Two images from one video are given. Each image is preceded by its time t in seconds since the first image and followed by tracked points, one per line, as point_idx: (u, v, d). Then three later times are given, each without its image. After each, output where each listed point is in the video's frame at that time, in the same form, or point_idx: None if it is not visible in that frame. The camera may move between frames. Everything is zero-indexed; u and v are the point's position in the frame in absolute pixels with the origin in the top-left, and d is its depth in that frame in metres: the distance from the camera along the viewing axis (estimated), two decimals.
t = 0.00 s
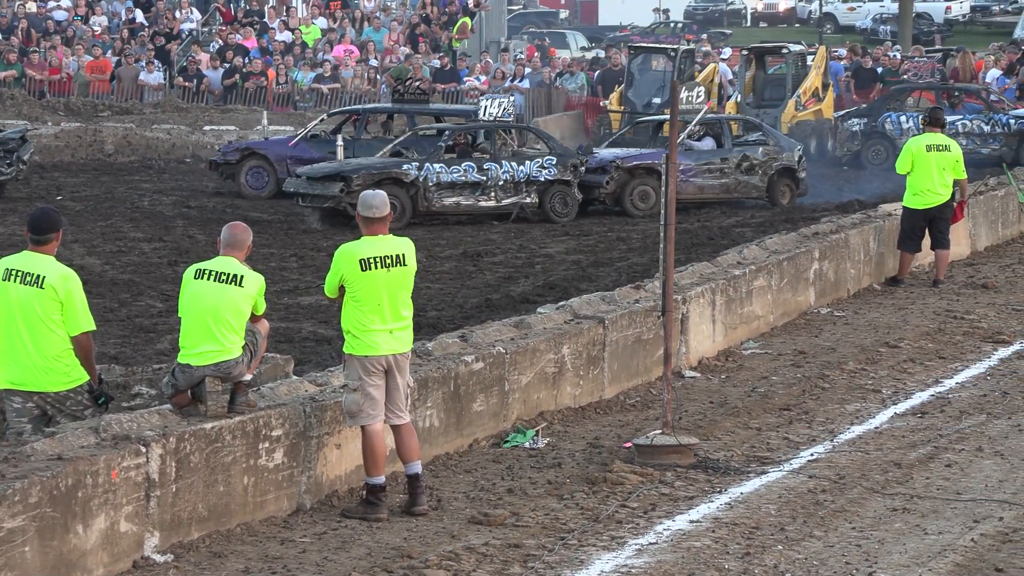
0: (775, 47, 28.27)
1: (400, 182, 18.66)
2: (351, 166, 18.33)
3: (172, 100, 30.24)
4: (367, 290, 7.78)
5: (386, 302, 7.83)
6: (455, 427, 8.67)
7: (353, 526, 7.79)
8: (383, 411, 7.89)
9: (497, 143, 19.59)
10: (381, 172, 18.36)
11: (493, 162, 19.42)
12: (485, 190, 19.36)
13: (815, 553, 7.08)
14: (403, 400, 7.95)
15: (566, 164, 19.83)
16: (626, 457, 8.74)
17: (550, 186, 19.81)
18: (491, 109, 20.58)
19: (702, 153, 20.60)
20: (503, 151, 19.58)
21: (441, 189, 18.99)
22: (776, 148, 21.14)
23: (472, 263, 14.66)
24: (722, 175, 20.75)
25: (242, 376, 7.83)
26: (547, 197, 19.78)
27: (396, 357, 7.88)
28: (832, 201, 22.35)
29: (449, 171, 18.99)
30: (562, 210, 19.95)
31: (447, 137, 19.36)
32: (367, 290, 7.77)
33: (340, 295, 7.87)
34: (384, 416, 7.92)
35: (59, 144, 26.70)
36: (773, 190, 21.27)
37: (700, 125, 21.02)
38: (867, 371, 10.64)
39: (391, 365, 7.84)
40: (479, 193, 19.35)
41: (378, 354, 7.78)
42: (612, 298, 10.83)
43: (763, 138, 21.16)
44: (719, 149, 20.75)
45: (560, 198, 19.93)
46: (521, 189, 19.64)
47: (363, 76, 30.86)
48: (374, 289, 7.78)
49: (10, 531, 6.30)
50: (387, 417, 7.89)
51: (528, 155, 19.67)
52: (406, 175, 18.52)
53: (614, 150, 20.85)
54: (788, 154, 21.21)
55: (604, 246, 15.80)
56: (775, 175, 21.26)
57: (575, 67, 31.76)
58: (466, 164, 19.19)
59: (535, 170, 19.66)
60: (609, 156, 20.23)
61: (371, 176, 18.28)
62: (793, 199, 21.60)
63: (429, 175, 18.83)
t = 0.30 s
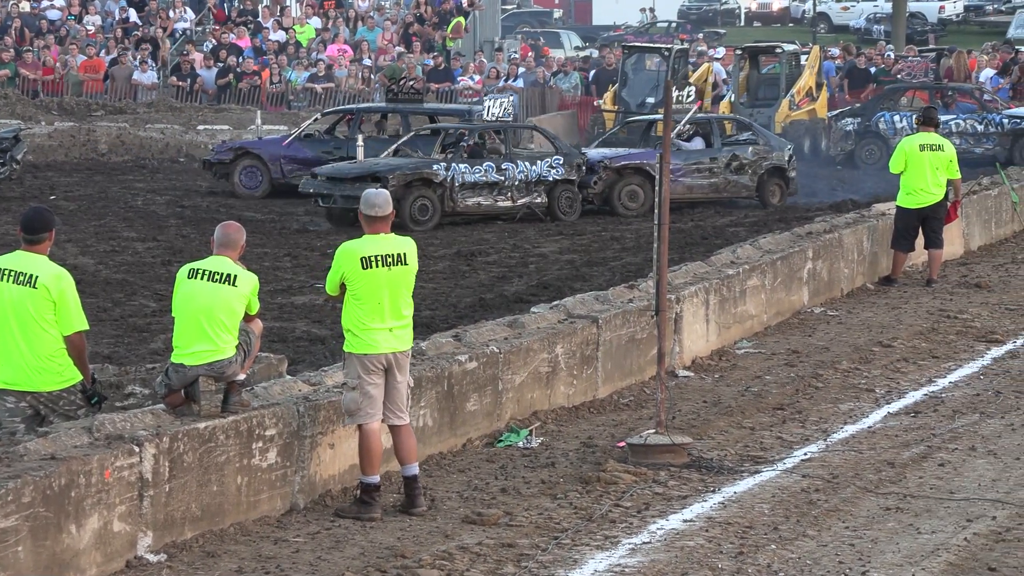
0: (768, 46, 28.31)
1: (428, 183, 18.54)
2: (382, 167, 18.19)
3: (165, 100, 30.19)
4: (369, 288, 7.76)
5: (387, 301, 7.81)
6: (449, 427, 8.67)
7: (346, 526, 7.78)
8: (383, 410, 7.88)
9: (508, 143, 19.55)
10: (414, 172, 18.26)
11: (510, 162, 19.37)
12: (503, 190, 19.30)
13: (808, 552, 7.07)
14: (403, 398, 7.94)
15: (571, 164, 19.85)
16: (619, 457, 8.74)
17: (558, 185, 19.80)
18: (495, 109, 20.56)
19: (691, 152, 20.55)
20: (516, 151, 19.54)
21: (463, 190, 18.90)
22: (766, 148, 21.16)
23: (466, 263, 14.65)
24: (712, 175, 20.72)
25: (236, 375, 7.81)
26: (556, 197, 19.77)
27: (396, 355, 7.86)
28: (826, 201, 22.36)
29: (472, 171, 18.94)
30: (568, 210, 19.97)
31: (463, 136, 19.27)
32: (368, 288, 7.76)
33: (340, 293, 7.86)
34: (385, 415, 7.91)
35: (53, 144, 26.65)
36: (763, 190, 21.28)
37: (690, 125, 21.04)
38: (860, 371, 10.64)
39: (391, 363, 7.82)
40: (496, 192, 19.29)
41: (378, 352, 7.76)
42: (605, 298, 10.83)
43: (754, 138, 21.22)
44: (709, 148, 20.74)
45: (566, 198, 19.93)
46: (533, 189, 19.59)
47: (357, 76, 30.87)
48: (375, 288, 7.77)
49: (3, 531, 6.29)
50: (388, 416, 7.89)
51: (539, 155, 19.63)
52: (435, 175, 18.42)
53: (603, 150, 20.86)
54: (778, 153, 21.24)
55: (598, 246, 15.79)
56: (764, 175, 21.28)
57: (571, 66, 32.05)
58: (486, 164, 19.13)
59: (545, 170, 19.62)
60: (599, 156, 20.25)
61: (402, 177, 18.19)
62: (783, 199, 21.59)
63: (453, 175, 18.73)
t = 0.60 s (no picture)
0: (762, 46, 28.32)
1: (429, 182, 18.53)
2: (384, 166, 18.20)
3: (159, 100, 30.16)
4: (374, 285, 7.75)
5: (393, 299, 7.79)
6: (444, 427, 8.67)
7: (340, 526, 7.77)
8: (390, 407, 7.90)
9: (503, 142, 19.55)
10: (415, 172, 18.27)
11: (506, 162, 19.37)
12: (499, 190, 19.30)
13: (802, 552, 7.07)
14: (412, 395, 7.94)
15: (564, 163, 19.87)
16: (613, 457, 8.74)
17: (552, 185, 19.81)
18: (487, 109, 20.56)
19: (679, 152, 20.58)
20: (510, 151, 19.54)
21: (462, 190, 18.88)
22: (753, 148, 21.17)
23: (461, 263, 14.65)
24: (700, 174, 20.73)
25: (230, 375, 7.80)
26: (550, 197, 19.79)
27: (401, 353, 7.84)
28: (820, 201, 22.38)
29: (470, 171, 18.94)
30: (562, 209, 19.99)
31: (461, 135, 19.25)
32: (374, 286, 7.75)
33: (346, 289, 7.86)
34: (390, 412, 7.92)
35: (47, 143, 26.61)
36: (752, 190, 21.26)
37: (678, 125, 21.06)
38: (854, 371, 10.65)
39: (396, 361, 7.81)
40: (493, 192, 19.28)
41: (382, 351, 7.75)
42: (599, 297, 10.83)
43: (741, 138, 21.23)
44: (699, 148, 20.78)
45: (560, 197, 19.96)
46: (528, 188, 19.60)
47: (351, 76, 30.87)
48: (380, 285, 7.75)
49: None
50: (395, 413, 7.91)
51: (534, 154, 19.64)
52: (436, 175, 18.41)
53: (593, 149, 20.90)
54: (766, 153, 21.24)
55: (592, 245, 15.79)
56: (752, 174, 21.27)
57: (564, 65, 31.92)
58: (483, 164, 19.14)
59: (540, 170, 19.62)
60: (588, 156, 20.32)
61: (404, 177, 18.18)
62: (771, 198, 21.53)
63: (453, 175, 18.71)
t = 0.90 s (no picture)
0: (763, 46, 28.23)
1: (428, 182, 18.52)
2: (383, 165, 18.21)
3: (159, 100, 30.17)
4: (386, 287, 7.75)
5: (404, 300, 7.78)
6: (444, 427, 8.66)
7: (341, 526, 7.77)
8: (396, 406, 7.90)
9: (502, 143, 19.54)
10: (413, 171, 18.27)
11: (505, 162, 19.36)
12: (498, 190, 19.28)
13: (803, 553, 7.07)
14: (422, 395, 7.95)
15: (563, 163, 19.85)
16: (614, 457, 8.75)
17: (551, 186, 19.80)
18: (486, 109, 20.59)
19: (678, 152, 20.57)
20: (510, 152, 19.55)
21: (461, 189, 18.88)
22: (751, 148, 21.19)
23: (461, 263, 14.64)
24: (699, 174, 20.72)
25: (231, 376, 7.80)
26: (549, 197, 19.78)
27: (413, 353, 7.85)
28: (820, 201, 22.38)
29: (469, 171, 18.92)
30: (561, 210, 19.98)
31: (461, 136, 19.27)
32: (385, 287, 7.74)
33: (359, 291, 7.86)
34: (398, 412, 7.93)
35: (47, 144, 26.61)
36: (750, 190, 21.27)
37: (676, 125, 21.04)
38: (855, 370, 10.65)
39: (407, 362, 7.82)
40: (492, 192, 19.27)
41: (394, 352, 7.75)
42: (600, 297, 10.84)
43: (739, 138, 21.23)
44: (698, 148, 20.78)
45: (559, 198, 19.95)
46: (527, 188, 19.58)
47: (351, 76, 30.88)
48: (393, 287, 7.75)
49: None
50: (403, 412, 7.90)
51: (533, 154, 19.63)
52: (434, 175, 18.41)
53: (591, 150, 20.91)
54: (764, 153, 21.26)
55: (593, 246, 15.79)
56: (751, 174, 21.29)
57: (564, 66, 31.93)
58: (482, 164, 19.11)
59: (539, 170, 19.60)
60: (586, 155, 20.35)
61: (403, 177, 18.17)
62: (769, 198, 21.58)
63: (451, 174, 18.71)
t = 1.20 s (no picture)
0: (764, 47, 28.19)
1: (428, 182, 18.52)
2: (384, 166, 18.23)
3: (160, 101, 30.17)
4: (391, 289, 7.75)
5: (409, 302, 7.78)
6: (445, 428, 8.67)
7: (342, 527, 7.76)
8: (400, 406, 7.89)
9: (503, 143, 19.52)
10: (414, 172, 18.28)
11: (506, 163, 19.35)
12: (499, 190, 19.27)
13: (804, 553, 7.07)
14: (426, 395, 7.94)
15: (564, 164, 19.82)
16: (615, 457, 8.75)
17: (552, 187, 19.78)
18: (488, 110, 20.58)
19: (679, 153, 20.58)
20: (511, 152, 19.54)
21: (462, 190, 18.88)
22: (752, 149, 21.19)
23: (462, 264, 14.64)
24: (700, 175, 20.72)
25: (233, 377, 7.80)
26: (550, 197, 19.76)
27: (418, 354, 7.84)
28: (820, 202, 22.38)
29: (470, 171, 18.92)
30: (563, 210, 19.96)
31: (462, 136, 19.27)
32: (390, 289, 7.74)
33: (364, 292, 7.87)
34: (402, 412, 7.92)
35: (48, 144, 26.61)
36: (751, 191, 21.28)
37: (677, 125, 21.02)
38: (856, 371, 10.65)
39: (412, 362, 7.81)
40: (493, 193, 19.27)
41: (398, 353, 7.75)
42: (601, 298, 10.84)
43: (740, 139, 21.23)
44: (699, 149, 20.77)
45: (560, 199, 19.93)
46: (528, 189, 19.57)
47: (352, 77, 30.88)
48: (398, 288, 7.75)
49: None
50: (406, 413, 7.89)
51: (534, 155, 19.62)
52: (434, 176, 18.41)
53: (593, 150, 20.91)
54: (765, 154, 21.26)
55: (594, 247, 15.79)
56: (752, 175, 21.29)
57: (565, 66, 32.28)
58: (483, 164, 19.11)
59: (540, 170, 19.58)
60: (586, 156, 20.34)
61: (404, 177, 18.19)
62: (770, 199, 21.59)
63: (452, 175, 18.71)
